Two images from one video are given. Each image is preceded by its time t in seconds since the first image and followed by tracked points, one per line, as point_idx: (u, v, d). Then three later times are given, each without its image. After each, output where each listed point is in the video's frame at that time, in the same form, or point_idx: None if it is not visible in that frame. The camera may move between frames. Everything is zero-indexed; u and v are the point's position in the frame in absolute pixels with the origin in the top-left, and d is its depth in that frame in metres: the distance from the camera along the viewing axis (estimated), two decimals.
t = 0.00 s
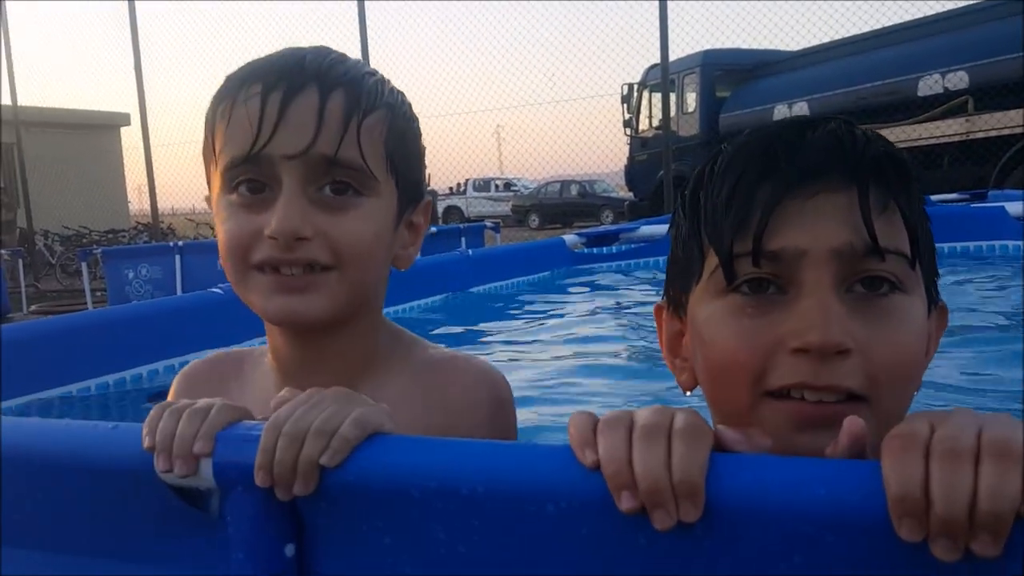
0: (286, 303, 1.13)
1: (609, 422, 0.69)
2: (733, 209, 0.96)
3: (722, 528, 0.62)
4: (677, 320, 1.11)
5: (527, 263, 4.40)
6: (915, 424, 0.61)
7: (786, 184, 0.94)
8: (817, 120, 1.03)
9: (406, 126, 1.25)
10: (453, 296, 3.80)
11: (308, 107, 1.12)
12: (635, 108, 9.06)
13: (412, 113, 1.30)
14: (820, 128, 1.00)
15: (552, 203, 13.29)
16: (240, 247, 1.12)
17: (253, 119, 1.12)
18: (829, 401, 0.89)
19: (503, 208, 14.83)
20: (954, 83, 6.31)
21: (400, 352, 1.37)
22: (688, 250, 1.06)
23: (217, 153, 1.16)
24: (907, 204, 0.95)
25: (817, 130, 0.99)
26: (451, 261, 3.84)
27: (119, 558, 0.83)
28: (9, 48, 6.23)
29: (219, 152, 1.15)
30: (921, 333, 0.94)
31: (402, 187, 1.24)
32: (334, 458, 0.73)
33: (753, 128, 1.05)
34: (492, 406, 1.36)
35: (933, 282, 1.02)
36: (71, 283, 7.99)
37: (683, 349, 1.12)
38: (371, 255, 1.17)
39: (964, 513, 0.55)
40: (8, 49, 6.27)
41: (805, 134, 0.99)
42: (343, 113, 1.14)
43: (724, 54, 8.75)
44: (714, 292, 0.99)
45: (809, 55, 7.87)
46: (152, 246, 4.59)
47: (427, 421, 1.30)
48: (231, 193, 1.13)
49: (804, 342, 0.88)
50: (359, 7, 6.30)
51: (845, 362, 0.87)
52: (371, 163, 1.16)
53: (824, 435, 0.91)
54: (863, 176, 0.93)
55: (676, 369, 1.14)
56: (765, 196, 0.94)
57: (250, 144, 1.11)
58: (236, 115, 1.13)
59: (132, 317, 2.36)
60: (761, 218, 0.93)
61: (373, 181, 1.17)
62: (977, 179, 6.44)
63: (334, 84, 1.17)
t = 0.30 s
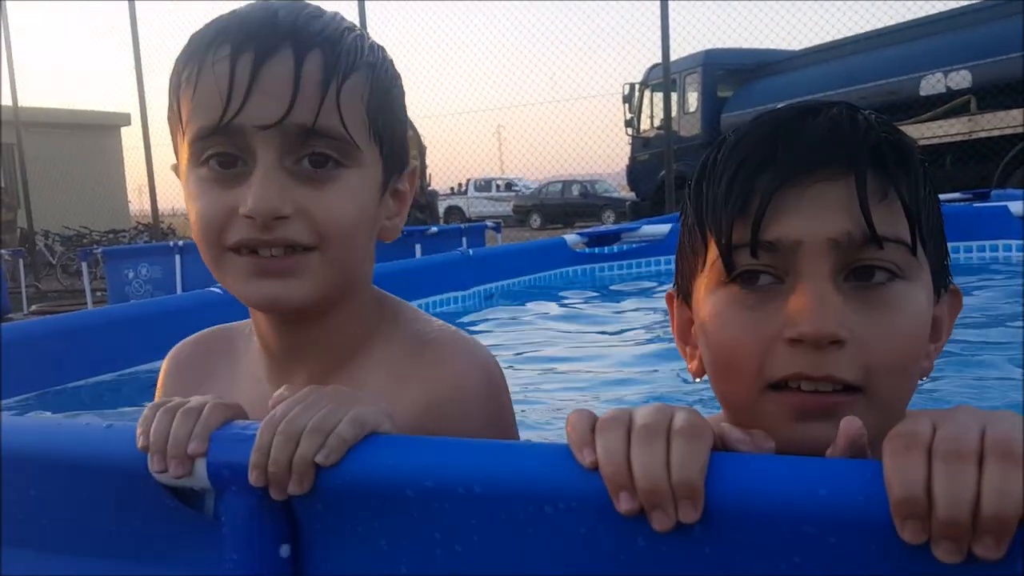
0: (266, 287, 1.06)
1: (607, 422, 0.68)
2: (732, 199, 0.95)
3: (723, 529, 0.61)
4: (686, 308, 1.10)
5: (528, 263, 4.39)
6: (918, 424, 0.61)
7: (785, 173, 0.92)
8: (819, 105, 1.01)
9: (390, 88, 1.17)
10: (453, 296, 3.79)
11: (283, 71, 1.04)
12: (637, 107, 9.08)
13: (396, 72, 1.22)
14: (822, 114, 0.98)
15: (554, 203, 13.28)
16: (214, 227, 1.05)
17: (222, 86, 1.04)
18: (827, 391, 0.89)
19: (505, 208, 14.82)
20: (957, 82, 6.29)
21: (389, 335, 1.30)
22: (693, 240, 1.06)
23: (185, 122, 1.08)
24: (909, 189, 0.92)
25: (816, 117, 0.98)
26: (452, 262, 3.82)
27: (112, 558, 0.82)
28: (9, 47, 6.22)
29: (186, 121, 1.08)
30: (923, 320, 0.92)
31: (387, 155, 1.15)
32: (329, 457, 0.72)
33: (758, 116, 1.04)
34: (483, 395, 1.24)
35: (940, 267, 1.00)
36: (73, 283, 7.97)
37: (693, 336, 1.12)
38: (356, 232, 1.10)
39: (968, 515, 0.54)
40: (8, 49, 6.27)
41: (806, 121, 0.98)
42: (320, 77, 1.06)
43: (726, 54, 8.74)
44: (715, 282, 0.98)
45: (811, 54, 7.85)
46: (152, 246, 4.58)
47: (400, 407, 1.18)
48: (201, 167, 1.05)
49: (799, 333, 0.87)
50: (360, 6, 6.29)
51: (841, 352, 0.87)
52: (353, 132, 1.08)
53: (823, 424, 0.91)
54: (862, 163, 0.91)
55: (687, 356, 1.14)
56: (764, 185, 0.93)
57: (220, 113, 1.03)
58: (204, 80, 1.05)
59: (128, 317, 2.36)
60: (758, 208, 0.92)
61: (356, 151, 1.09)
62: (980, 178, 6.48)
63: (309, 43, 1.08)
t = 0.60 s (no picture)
0: (275, 300, 1.07)
1: (604, 425, 0.69)
2: (727, 213, 0.97)
3: (720, 529, 0.62)
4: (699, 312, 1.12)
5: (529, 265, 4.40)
6: (912, 426, 0.61)
7: (775, 190, 0.93)
8: (822, 121, 1.02)
9: (389, 91, 1.17)
10: (456, 298, 3.80)
11: (283, 82, 1.04)
12: (639, 110, 9.10)
13: (394, 73, 1.22)
14: (819, 130, 0.99)
15: (555, 205, 13.30)
16: (221, 242, 1.05)
17: (223, 101, 1.04)
18: (807, 403, 0.90)
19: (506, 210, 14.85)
20: (958, 84, 6.28)
21: (395, 328, 1.29)
22: (700, 249, 1.07)
23: (188, 136, 1.08)
24: (901, 206, 0.91)
25: (815, 134, 0.98)
26: (454, 265, 3.83)
27: (111, 559, 0.83)
28: (12, 50, 6.25)
29: (189, 135, 1.08)
30: (916, 336, 0.91)
31: (389, 159, 1.16)
32: (331, 459, 0.72)
33: (762, 130, 1.05)
34: (490, 385, 1.24)
35: (947, 281, 0.99)
36: (75, 285, 7.99)
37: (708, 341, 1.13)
38: (360, 240, 1.10)
39: (962, 517, 0.55)
40: (11, 52, 6.30)
41: (802, 138, 0.98)
42: (321, 87, 1.06)
43: (727, 56, 8.76)
44: (714, 293, 1.00)
45: (812, 57, 7.86)
46: (154, 248, 4.59)
47: (411, 407, 1.19)
48: (206, 181, 1.06)
49: (776, 346, 0.88)
50: (363, 9, 6.31)
51: (819, 367, 0.87)
52: (355, 140, 1.09)
53: (806, 435, 0.92)
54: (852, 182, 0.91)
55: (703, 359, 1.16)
56: (755, 201, 0.94)
57: (222, 128, 1.04)
58: (204, 94, 1.05)
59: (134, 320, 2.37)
60: (748, 224, 0.93)
61: (358, 160, 1.10)
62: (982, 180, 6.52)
63: (308, 51, 1.08)
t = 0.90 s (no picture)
0: (271, 307, 1.07)
1: (596, 425, 0.69)
2: (717, 217, 0.98)
3: (709, 528, 0.63)
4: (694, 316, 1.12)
5: (531, 266, 4.41)
6: (901, 426, 0.62)
7: (763, 197, 0.94)
8: (813, 128, 1.02)
9: (382, 92, 1.18)
10: (458, 299, 3.82)
11: (273, 90, 1.05)
12: (640, 112, 9.12)
13: (387, 73, 1.22)
14: (812, 137, 1.00)
15: (557, 207, 13.32)
16: (216, 250, 1.06)
17: (213, 109, 1.04)
18: (792, 406, 0.90)
19: (508, 212, 14.88)
20: (959, 86, 6.27)
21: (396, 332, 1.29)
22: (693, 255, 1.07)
23: (181, 145, 1.09)
24: (889, 212, 0.91)
25: (803, 142, 0.99)
26: (456, 266, 3.84)
27: (111, 559, 0.83)
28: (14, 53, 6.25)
29: (180, 143, 1.09)
30: (903, 341, 0.91)
31: (383, 161, 1.17)
32: (324, 460, 0.73)
33: (757, 136, 1.06)
34: (494, 383, 1.25)
35: (938, 286, 0.98)
36: (77, 287, 8.02)
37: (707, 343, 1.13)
38: (354, 244, 1.11)
39: (947, 517, 0.55)
40: (13, 55, 6.31)
41: (794, 146, 0.99)
42: (312, 93, 1.07)
43: (728, 58, 8.78)
44: (705, 297, 1.00)
45: (814, 59, 7.87)
46: (157, 250, 4.60)
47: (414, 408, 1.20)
48: (198, 189, 1.07)
49: (759, 349, 0.89)
50: (364, 12, 6.31)
51: (802, 369, 0.87)
52: (346, 144, 1.09)
53: (792, 435, 0.92)
54: (836, 189, 0.92)
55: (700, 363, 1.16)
56: (743, 207, 0.95)
57: (213, 137, 1.04)
58: (195, 103, 1.06)
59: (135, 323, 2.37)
60: (735, 229, 0.94)
61: (350, 164, 1.10)
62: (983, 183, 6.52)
63: (298, 57, 1.08)
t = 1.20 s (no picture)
0: (278, 303, 1.05)
1: (600, 428, 0.69)
2: (747, 226, 0.96)
3: (713, 532, 0.63)
4: (704, 330, 1.11)
5: (534, 268, 4.42)
6: (905, 430, 0.62)
7: (796, 206, 0.93)
8: (830, 140, 1.02)
9: (395, 96, 1.18)
10: (461, 301, 3.82)
11: (288, 84, 1.05)
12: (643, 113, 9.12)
13: (399, 79, 1.22)
14: (830, 149, 0.99)
15: (560, 209, 13.34)
16: (224, 245, 1.05)
17: (227, 102, 1.05)
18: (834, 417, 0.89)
19: (511, 213, 14.88)
20: (963, 86, 6.29)
21: (408, 340, 1.28)
22: (708, 267, 1.06)
23: (193, 142, 1.08)
24: (918, 224, 0.93)
25: (826, 152, 0.99)
26: (459, 268, 3.84)
27: (113, 560, 0.84)
28: (17, 54, 6.27)
29: (193, 139, 1.08)
30: (930, 350, 0.93)
31: (394, 164, 1.16)
32: (328, 464, 0.73)
33: (769, 149, 1.06)
34: (510, 395, 1.25)
35: (949, 296, 1.00)
36: (81, 288, 8.03)
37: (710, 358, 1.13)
38: (362, 245, 1.09)
39: (953, 522, 0.55)
40: (16, 57, 6.33)
41: (812, 156, 0.99)
42: (325, 89, 1.07)
43: (731, 60, 8.78)
44: (729, 309, 0.99)
45: (817, 59, 7.88)
46: (160, 252, 4.61)
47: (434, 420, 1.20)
48: (209, 183, 1.06)
49: (807, 361, 0.88)
50: (367, 14, 6.32)
51: (847, 380, 0.87)
52: (358, 142, 1.09)
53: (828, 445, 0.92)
54: (869, 198, 0.92)
55: (705, 377, 1.15)
56: (775, 217, 0.94)
57: (226, 130, 1.04)
58: (209, 98, 1.06)
59: (139, 324, 2.38)
60: (770, 238, 0.93)
61: (363, 162, 1.10)
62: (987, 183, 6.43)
63: (312, 53, 1.09)
